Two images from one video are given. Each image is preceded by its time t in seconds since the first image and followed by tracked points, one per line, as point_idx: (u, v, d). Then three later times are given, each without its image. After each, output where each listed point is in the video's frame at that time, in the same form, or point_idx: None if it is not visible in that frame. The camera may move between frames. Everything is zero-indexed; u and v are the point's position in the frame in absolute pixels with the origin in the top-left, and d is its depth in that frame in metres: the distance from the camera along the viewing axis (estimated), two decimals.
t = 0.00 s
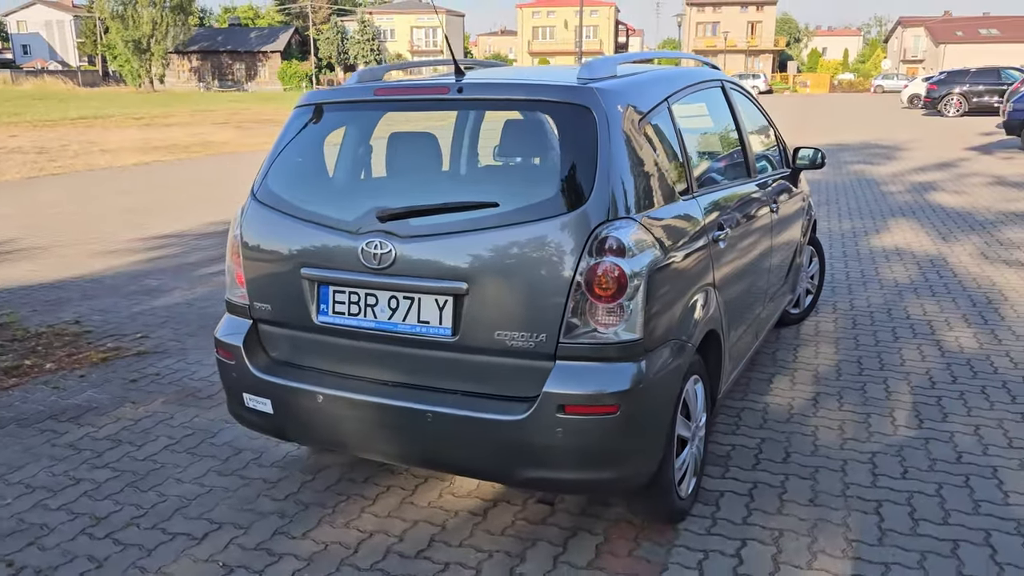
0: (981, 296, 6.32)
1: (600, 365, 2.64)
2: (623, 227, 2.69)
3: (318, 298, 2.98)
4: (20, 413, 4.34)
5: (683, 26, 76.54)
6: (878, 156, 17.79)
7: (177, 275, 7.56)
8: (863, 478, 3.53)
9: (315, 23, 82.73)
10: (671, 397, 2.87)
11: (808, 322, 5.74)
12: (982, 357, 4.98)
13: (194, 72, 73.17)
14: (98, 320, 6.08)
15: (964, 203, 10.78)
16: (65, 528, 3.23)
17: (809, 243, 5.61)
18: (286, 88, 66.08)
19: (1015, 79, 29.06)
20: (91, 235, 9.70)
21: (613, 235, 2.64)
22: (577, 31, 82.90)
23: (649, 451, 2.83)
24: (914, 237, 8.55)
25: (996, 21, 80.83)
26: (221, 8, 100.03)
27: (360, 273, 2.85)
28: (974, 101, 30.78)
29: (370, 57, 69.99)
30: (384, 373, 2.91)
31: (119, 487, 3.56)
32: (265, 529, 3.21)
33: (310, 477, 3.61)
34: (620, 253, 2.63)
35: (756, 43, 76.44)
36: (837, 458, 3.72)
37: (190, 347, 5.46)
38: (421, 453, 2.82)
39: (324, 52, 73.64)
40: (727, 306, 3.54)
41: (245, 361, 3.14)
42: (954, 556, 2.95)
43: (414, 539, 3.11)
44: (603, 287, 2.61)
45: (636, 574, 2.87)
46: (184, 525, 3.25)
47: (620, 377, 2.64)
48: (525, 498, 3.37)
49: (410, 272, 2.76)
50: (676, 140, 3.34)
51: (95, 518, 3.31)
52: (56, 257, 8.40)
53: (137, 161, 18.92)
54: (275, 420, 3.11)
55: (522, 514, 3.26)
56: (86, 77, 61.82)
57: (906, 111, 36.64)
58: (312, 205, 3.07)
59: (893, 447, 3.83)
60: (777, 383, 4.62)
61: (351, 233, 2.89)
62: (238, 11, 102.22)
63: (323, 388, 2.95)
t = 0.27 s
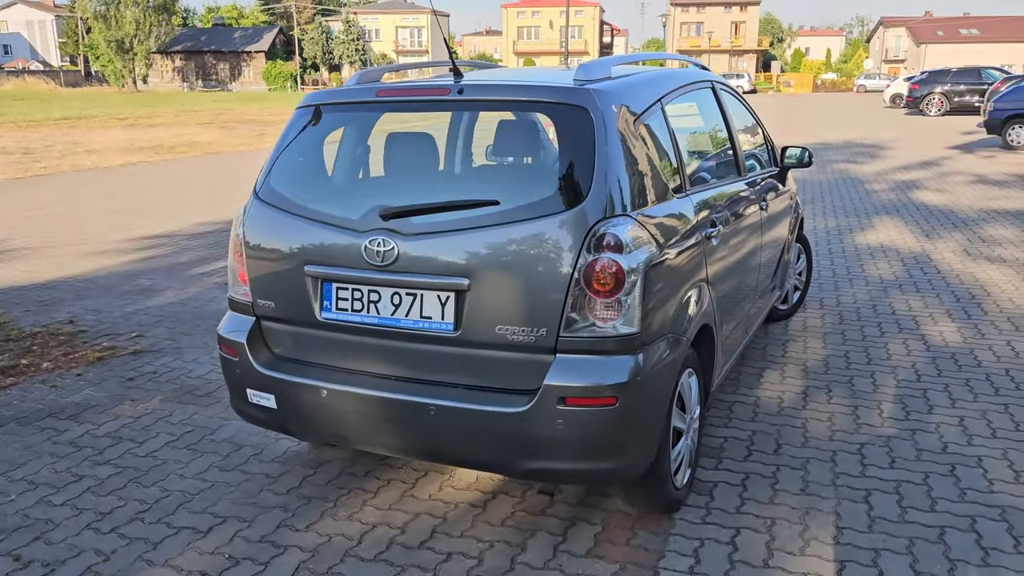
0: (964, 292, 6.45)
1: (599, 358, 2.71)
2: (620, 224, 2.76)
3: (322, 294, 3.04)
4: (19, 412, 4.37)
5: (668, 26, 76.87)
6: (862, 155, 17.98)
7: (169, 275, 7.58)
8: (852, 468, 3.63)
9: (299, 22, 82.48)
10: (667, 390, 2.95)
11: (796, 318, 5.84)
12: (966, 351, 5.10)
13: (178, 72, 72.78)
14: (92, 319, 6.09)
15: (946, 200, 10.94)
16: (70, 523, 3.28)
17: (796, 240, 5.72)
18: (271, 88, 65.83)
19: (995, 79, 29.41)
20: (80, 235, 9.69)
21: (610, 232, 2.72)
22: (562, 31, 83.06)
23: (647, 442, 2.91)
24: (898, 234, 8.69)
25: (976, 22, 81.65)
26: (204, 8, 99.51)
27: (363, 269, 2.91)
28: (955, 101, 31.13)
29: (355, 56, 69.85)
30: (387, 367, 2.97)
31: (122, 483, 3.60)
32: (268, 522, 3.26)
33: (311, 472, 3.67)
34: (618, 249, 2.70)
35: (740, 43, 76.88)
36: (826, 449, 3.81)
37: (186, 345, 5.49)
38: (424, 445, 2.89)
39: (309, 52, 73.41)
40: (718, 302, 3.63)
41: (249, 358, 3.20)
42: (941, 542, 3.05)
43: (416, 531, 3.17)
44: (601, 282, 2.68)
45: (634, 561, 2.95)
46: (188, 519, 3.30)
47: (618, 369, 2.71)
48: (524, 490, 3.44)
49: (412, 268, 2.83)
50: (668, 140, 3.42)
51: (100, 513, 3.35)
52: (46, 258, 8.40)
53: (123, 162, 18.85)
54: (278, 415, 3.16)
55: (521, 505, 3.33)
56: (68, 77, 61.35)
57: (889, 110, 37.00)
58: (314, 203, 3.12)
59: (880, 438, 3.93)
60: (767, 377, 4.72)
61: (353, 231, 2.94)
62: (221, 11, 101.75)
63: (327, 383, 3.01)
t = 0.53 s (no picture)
0: (949, 288, 6.57)
1: (599, 350, 2.78)
2: (620, 219, 2.83)
3: (326, 290, 3.09)
4: (18, 410, 4.39)
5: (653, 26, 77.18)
6: (846, 154, 18.17)
7: (162, 274, 7.59)
8: (843, 458, 3.71)
9: (284, 22, 82.17)
10: (665, 381, 3.02)
11: (785, 314, 5.93)
12: (951, 344, 5.21)
13: (162, 72, 72.37)
14: (86, 318, 6.10)
15: (930, 199, 11.10)
16: (76, 518, 3.31)
17: (785, 237, 5.81)
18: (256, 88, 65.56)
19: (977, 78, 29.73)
20: (69, 235, 9.67)
21: (611, 226, 2.79)
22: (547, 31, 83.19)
23: (646, 432, 2.98)
24: (883, 232, 8.82)
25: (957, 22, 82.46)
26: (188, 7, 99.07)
27: (367, 264, 2.97)
28: (937, 101, 31.47)
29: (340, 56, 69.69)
30: (389, 361, 3.03)
31: (125, 478, 3.63)
32: (273, 515, 3.31)
33: (313, 466, 3.72)
34: (618, 243, 2.77)
35: (724, 43, 77.26)
36: (818, 440, 3.90)
37: (181, 343, 5.52)
38: (428, 437, 2.95)
39: (294, 52, 73.15)
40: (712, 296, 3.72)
41: (253, 353, 3.25)
42: (930, 528, 3.13)
43: (419, 522, 3.23)
44: (601, 275, 2.75)
45: (634, 548, 3.02)
46: (193, 512, 3.35)
47: (619, 361, 2.78)
48: (524, 482, 3.50)
49: (416, 263, 2.89)
50: (664, 138, 3.50)
51: (104, 508, 3.39)
52: (36, 258, 8.38)
53: (109, 162, 18.76)
54: (283, 408, 3.21)
55: (521, 496, 3.39)
56: (50, 78, 60.87)
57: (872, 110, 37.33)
58: (318, 200, 3.18)
59: (870, 429, 4.02)
60: (758, 371, 4.81)
61: (358, 226, 3.00)
62: (205, 10, 101.29)
63: (331, 377, 3.07)
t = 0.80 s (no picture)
0: (936, 286, 6.68)
1: (601, 347, 2.83)
2: (621, 218, 2.89)
3: (329, 289, 3.12)
4: (16, 411, 4.39)
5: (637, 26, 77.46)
6: (831, 153, 18.35)
7: (154, 275, 7.58)
8: (836, 452, 3.78)
9: (268, 22, 81.85)
10: (664, 378, 3.08)
11: (776, 311, 6.01)
12: (939, 341, 5.31)
13: (145, 72, 71.93)
14: (80, 319, 6.10)
15: (915, 198, 11.25)
16: (79, 517, 3.33)
17: (776, 236, 5.89)
18: (240, 88, 65.26)
19: (958, 79, 30.10)
20: (59, 236, 9.63)
21: (612, 226, 2.84)
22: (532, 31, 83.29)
23: (646, 428, 3.03)
24: (870, 231, 8.94)
25: (939, 23, 83.25)
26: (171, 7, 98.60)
27: (370, 264, 3.00)
28: (919, 101, 31.79)
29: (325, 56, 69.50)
30: (393, 359, 3.06)
31: (127, 477, 3.65)
32: (276, 513, 3.34)
33: (314, 464, 3.75)
34: (619, 242, 2.82)
35: (708, 44, 77.65)
36: (811, 435, 3.97)
37: (177, 344, 5.53)
38: (432, 434, 2.99)
39: (278, 52, 72.84)
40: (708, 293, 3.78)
41: (256, 351, 3.27)
42: (923, 519, 3.21)
43: (422, 518, 3.27)
44: (603, 274, 2.80)
45: (634, 542, 3.07)
46: (196, 511, 3.37)
47: (620, 357, 2.82)
48: (523, 478, 3.55)
49: (420, 263, 2.93)
50: (660, 138, 3.56)
51: (107, 507, 3.41)
52: (26, 259, 8.35)
53: (95, 163, 18.66)
54: (286, 407, 3.24)
55: (522, 492, 3.44)
56: (31, 78, 60.36)
57: (855, 110, 37.66)
58: (321, 200, 3.21)
59: (861, 423, 4.09)
60: (751, 367, 4.88)
61: (362, 226, 3.03)
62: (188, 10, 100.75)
63: (334, 375, 3.10)
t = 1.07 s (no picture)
0: (926, 285, 6.74)
1: (603, 347, 2.84)
2: (622, 219, 2.90)
3: (331, 291, 3.11)
4: (10, 415, 4.36)
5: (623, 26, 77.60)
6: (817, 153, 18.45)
7: (144, 276, 7.53)
8: (833, 451, 3.81)
9: (253, 21, 81.45)
10: (666, 378, 3.09)
11: (768, 310, 6.05)
12: (931, 339, 5.36)
13: (128, 72, 71.36)
14: (71, 322, 6.05)
15: (902, 197, 11.33)
16: (78, 521, 3.31)
17: (768, 236, 5.93)
18: (224, 88, 64.86)
19: (941, 79, 30.37)
20: (46, 238, 9.55)
21: (614, 227, 2.85)
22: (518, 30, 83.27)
23: (648, 428, 3.04)
24: (858, 230, 9.00)
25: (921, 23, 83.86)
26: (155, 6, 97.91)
27: (372, 266, 3.00)
28: (903, 100, 32.00)
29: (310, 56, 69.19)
30: (395, 360, 3.06)
31: (125, 481, 3.63)
32: (277, 515, 3.33)
33: (313, 466, 3.74)
34: (621, 243, 2.83)
35: (694, 43, 77.96)
36: (808, 434, 4.00)
37: (170, 346, 5.50)
38: (434, 435, 2.99)
39: (263, 51, 72.42)
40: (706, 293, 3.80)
41: (256, 354, 3.26)
42: (921, 517, 3.24)
43: (424, 519, 3.27)
44: (605, 275, 2.81)
45: (637, 541, 3.09)
46: (197, 514, 3.36)
47: (623, 358, 2.84)
48: (524, 478, 3.56)
49: (422, 264, 2.93)
50: (659, 140, 3.60)
51: (107, 511, 3.39)
52: (14, 262, 8.27)
53: (79, 163, 18.50)
54: (287, 409, 3.24)
55: (523, 492, 3.45)
56: (12, 78, 59.75)
57: (840, 109, 37.87)
58: (321, 202, 3.20)
59: (857, 422, 4.13)
60: (746, 367, 4.91)
61: (364, 229, 3.03)
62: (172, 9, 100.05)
63: (336, 377, 3.10)
